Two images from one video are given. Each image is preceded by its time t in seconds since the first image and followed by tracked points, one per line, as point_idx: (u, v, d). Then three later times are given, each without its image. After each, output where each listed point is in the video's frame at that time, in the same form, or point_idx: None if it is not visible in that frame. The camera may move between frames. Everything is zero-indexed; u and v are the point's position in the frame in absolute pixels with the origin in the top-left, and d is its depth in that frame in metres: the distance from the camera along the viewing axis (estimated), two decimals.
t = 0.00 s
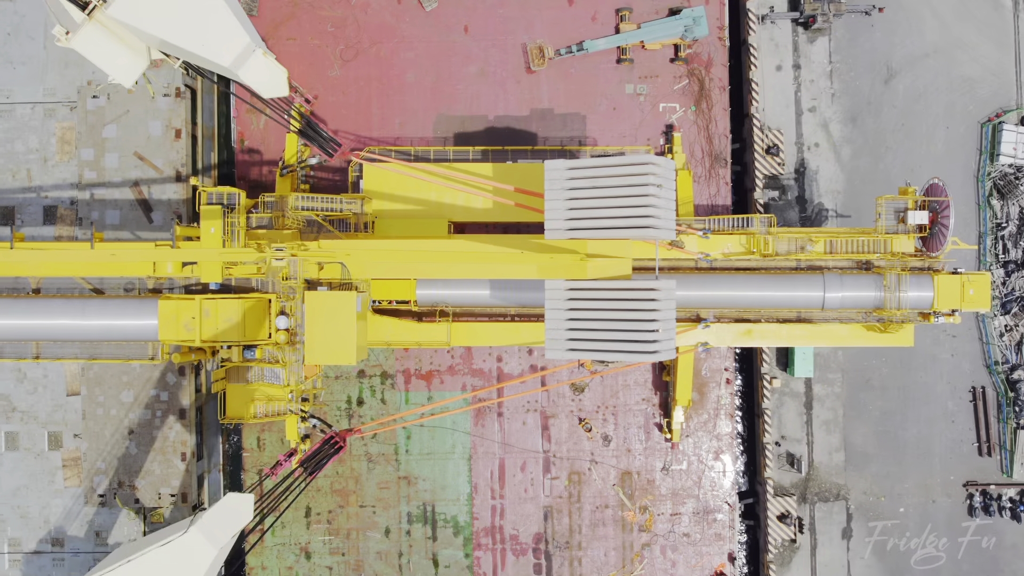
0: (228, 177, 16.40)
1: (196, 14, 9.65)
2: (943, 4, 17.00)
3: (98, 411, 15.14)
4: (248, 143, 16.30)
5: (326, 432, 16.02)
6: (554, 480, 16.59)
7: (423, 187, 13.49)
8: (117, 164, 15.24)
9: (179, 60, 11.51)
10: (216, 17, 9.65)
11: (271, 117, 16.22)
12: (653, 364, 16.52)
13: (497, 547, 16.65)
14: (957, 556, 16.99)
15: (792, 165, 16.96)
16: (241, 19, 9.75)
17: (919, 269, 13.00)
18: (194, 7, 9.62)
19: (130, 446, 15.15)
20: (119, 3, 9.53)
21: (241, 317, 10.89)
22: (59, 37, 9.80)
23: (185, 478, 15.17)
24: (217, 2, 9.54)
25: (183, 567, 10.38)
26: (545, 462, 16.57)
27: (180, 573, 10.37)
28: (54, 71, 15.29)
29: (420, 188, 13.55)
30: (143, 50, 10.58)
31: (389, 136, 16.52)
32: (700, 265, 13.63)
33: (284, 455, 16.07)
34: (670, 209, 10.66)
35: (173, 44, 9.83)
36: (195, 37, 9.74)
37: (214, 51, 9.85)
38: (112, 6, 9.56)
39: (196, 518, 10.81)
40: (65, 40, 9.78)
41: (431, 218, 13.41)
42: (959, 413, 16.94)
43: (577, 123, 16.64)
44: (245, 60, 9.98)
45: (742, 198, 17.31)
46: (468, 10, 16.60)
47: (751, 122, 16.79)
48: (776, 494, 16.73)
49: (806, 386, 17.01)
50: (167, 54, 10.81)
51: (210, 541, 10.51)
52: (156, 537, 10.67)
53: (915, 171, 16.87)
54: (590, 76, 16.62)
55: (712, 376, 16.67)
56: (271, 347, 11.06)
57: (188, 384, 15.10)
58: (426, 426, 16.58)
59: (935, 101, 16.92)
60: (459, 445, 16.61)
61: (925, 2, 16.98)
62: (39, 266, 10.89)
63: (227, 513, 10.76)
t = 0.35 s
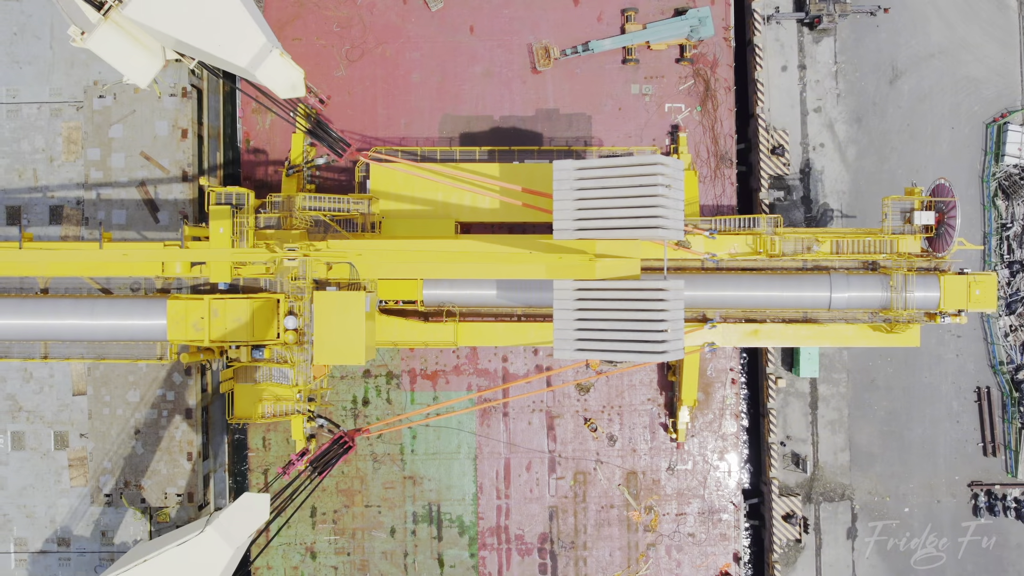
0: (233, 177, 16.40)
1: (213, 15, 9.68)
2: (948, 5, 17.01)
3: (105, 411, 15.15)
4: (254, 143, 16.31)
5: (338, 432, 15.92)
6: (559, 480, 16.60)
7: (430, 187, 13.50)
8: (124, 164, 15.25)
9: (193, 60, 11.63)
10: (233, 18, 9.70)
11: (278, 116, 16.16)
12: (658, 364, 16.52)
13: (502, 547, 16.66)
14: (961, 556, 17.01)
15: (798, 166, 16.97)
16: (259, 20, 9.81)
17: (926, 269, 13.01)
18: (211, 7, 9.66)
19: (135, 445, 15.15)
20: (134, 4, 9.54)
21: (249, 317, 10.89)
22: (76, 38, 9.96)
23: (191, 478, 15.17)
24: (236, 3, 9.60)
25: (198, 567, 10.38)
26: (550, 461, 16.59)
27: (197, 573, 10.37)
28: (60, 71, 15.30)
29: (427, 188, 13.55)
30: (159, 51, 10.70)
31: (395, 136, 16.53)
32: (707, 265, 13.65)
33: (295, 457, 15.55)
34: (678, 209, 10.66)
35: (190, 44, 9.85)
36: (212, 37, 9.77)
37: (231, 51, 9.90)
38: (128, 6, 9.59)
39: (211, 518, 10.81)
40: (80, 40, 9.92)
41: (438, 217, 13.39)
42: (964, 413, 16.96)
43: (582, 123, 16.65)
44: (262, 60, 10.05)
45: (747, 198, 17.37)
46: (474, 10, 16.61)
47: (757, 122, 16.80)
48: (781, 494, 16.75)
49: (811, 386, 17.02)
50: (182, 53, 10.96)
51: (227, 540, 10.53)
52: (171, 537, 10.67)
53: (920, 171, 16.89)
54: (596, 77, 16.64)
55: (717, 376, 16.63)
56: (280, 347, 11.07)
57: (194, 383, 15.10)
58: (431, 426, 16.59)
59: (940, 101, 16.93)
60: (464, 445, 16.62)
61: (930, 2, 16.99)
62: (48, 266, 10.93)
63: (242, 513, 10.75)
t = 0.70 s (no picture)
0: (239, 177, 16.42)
1: (232, 16, 9.76)
2: (953, 5, 17.01)
3: (111, 411, 15.16)
4: (260, 143, 16.33)
5: (347, 432, 16.39)
6: (564, 480, 16.60)
7: (437, 187, 13.52)
8: (130, 164, 15.26)
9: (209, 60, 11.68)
10: (250, 18, 9.76)
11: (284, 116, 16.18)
12: (664, 365, 16.53)
13: (508, 547, 16.66)
14: (967, 556, 17.02)
15: (803, 166, 16.97)
16: (276, 21, 9.85)
17: (933, 269, 13.02)
18: (229, 8, 9.74)
19: (142, 445, 15.16)
20: (152, 5, 9.71)
21: (258, 318, 10.94)
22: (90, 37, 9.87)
23: (197, 478, 15.17)
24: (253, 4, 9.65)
25: (217, 567, 10.41)
26: (556, 461, 16.59)
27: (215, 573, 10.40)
28: (66, 71, 15.30)
29: (433, 188, 13.58)
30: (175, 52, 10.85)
31: (401, 136, 16.53)
32: (713, 266, 13.66)
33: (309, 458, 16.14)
34: (688, 210, 10.67)
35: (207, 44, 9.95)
36: (230, 38, 9.86)
37: (248, 52, 9.97)
38: (146, 8, 9.75)
39: (227, 518, 10.78)
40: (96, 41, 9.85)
41: (445, 217, 13.42)
42: (969, 413, 16.96)
43: (588, 123, 16.66)
44: (280, 61, 10.06)
45: (753, 198, 17.39)
46: (480, 10, 16.62)
47: (762, 122, 16.80)
48: (786, 494, 16.76)
49: (817, 386, 17.03)
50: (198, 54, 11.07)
51: (243, 541, 10.50)
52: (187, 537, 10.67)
53: (926, 171, 16.90)
54: (602, 77, 16.64)
55: (723, 376, 16.63)
56: (288, 347, 11.10)
57: (200, 383, 15.10)
58: (437, 426, 16.59)
59: (945, 102, 16.94)
60: (470, 445, 16.62)
61: (936, 2, 17.00)
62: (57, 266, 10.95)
63: (258, 513, 10.70)
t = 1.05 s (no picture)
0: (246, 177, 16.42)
1: (248, 16, 9.80)
2: (959, 5, 17.02)
3: (118, 411, 15.17)
4: (266, 143, 16.35)
5: (357, 433, 15.86)
6: (570, 480, 16.61)
7: (445, 187, 13.53)
8: (137, 164, 15.26)
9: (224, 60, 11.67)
10: (268, 18, 9.80)
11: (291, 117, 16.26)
12: (670, 365, 16.54)
13: (514, 547, 16.67)
14: (972, 557, 17.04)
15: (809, 166, 16.99)
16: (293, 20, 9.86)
17: (940, 270, 13.04)
18: (246, 8, 9.77)
19: (149, 445, 15.17)
20: (168, 5, 9.73)
21: (268, 318, 10.92)
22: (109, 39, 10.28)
23: (204, 478, 15.17)
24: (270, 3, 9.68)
25: (237, 567, 10.30)
26: (562, 462, 16.60)
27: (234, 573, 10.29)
28: (73, 71, 15.30)
29: (441, 188, 13.58)
30: (191, 52, 10.83)
31: (407, 136, 16.54)
32: (721, 266, 13.65)
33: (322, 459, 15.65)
34: (697, 209, 10.67)
35: (225, 44, 9.98)
36: (247, 39, 9.91)
37: (266, 52, 10.00)
38: (164, 9, 9.80)
39: (246, 519, 10.71)
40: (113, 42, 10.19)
41: (453, 218, 13.42)
42: (975, 414, 16.98)
43: (594, 123, 16.67)
44: (298, 61, 10.15)
45: (759, 198, 17.42)
46: (486, 11, 16.63)
47: (768, 122, 16.84)
48: (792, 494, 16.78)
49: (822, 386, 17.04)
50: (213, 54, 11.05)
51: (262, 541, 10.43)
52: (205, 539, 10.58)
53: (932, 172, 16.91)
54: (608, 77, 16.65)
55: (729, 376, 16.64)
56: (298, 347, 11.11)
57: (207, 383, 15.11)
58: (443, 427, 16.59)
59: (951, 102, 16.96)
60: (476, 445, 16.63)
61: (941, 2, 17.00)
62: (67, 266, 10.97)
63: (277, 513, 10.63)
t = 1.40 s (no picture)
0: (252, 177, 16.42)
1: (268, 17, 9.89)
2: (965, 6, 17.02)
3: (125, 411, 15.18)
4: (273, 143, 16.34)
5: (368, 434, 16.18)
6: (577, 480, 16.62)
7: (453, 187, 13.51)
8: (145, 164, 15.27)
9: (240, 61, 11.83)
10: (287, 19, 9.89)
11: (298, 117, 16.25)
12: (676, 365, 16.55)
13: (520, 547, 16.68)
14: (978, 557, 17.05)
15: (815, 167, 16.99)
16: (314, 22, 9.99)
17: (947, 270, 13.04)
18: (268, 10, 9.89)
19: (156, 446, 15.18)
20: (186, 6, 9.77)
21: (278, 318, 10.90)
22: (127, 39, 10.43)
23: (211, 478, 15.18)
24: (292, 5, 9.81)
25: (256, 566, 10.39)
26: (568, 462, 16.60)
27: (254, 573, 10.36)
28: (80, 72, 15.30)
29: (449, 189, 13.56)
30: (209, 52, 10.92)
31: (414, 136, 16.54)
32: (728, 267, 13.65)
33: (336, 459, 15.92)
34: (707, 210, 10.68)
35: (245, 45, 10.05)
36: (268, 40, 10.01)
37: (287, 53, 10.07)
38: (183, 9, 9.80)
39: (265, 518, 10.72)
40: (131, 43, 10.33)
41: (461, 218, 13.43)
42: (981, 414, 16.98)
43: (601, 124, 16.67)
44: (320, 62, 10.18)
45: (765, 199, 17.44)
46: (492, 11, 16.63)
47: (775, 123, 16.84)
48: (799, 494, 16.79)
49: (829, 386, 17.03)
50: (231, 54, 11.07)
51: (281, 541, 10.41)
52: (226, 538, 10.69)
53: (938, 173, 16.92)
54: (614, 78, 16.66)
55: (736, 376, 16.64)
56: (308, 348, 11.12)
57: (214, 383, 15.11)
58: (449, 427, 16.61)
59: (957, 103, 16.96)
60: (482, 446, 16.63)
61: (948, 3, 17.01)
62: (77, 266, 10.97)
63: (296, 513, 10.58)
